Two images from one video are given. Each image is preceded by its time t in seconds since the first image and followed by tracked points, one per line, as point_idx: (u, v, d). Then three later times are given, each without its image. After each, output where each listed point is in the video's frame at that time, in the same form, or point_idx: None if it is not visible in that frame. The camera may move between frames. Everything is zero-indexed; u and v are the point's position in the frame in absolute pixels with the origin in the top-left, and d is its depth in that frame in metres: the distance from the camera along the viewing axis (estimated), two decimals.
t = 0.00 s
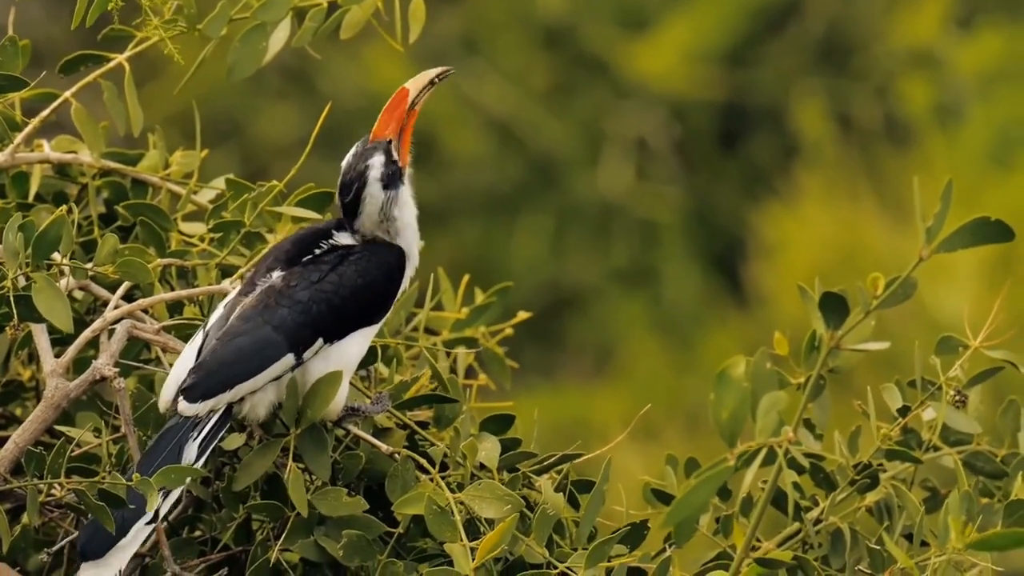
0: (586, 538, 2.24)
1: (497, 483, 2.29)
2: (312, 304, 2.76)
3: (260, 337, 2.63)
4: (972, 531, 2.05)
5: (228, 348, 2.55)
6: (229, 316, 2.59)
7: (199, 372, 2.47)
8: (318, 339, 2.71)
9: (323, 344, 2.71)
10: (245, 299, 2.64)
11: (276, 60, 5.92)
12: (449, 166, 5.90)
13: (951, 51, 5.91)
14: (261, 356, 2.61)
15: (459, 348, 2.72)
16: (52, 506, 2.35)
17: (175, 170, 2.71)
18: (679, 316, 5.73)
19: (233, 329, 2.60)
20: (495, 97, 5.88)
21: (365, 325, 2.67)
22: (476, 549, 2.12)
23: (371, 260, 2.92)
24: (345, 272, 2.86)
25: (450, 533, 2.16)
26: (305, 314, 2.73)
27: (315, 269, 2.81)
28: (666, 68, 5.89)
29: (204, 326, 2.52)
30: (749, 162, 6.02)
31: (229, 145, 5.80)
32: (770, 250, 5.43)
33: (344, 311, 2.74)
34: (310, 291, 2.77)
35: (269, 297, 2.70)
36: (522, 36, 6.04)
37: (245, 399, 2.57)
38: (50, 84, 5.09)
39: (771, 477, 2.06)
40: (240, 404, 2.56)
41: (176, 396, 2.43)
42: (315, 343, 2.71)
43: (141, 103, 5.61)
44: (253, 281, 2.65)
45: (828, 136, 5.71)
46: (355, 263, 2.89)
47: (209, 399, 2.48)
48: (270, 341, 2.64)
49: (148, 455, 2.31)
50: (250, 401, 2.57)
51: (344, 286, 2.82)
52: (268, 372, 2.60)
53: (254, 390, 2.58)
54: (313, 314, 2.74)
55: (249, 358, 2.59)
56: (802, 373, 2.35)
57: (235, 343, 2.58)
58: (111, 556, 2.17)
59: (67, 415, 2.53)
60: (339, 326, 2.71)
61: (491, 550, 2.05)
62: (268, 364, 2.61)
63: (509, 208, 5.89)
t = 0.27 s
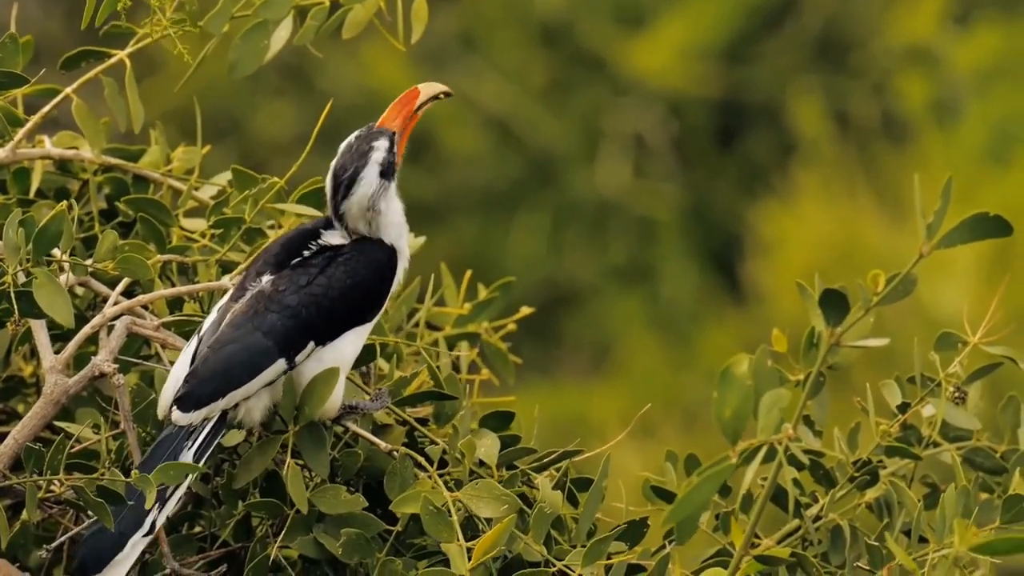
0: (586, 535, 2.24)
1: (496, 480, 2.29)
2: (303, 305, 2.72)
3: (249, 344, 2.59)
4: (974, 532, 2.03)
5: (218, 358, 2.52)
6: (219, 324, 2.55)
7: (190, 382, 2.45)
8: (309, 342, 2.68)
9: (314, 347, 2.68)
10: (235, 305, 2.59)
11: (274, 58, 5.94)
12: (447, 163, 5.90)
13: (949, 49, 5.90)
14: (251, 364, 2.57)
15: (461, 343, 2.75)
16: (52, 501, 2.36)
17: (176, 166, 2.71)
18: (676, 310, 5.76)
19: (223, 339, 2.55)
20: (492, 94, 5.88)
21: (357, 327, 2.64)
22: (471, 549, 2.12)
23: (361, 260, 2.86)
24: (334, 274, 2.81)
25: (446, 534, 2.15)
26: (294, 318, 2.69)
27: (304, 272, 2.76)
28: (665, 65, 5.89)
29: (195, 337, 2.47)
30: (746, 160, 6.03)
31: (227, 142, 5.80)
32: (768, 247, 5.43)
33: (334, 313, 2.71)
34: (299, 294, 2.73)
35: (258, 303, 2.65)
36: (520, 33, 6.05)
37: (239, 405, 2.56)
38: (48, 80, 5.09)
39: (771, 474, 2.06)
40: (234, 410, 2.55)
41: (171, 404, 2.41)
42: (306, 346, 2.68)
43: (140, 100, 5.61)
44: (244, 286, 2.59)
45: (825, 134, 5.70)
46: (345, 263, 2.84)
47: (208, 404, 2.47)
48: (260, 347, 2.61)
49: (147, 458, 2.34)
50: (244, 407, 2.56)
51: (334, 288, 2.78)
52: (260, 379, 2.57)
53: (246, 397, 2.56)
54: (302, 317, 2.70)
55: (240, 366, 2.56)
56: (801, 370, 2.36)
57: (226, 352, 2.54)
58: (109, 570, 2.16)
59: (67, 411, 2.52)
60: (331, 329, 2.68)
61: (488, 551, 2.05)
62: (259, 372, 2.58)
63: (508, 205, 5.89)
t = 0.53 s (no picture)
0: (585, 534, 2.25)
1: (496, 480, 2.29)
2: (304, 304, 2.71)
3: (249, 343, 2.58)
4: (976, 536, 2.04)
5: (218, 356, 2.51)
6: (219, 322, 2.54)
7: (190, 378, 2.45)
8: (309, 341, 2.66)
9: (314, 346, 2.66)
10: (235, 304, 2.58)
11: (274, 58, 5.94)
12: (446, 162, 5.90)
13: (947, 48, 5.89)
14: (251, 363, 2.56)
15: (465, 342, 2.75)
16: (52, 501, 2.36)
17: (178, 164, 2.70)
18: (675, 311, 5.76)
19: (222, 337, 2.54)
20: (491, 93, 5.89)
21: (357, 328, 2.63)
22: (471, 549, 2.12)
23: (362, 260, 2.85)
24: (335, 274, 2.80)
25: (445, 534, 2.15)
26: (295, 317, 2.68)
27: (305, 272, 2.75)
28: (663, 65, 5.89)
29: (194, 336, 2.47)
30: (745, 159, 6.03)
31: (226, 141, 5.80)
32: (766, 247, 5.43)
33: (335, 313, 2.69)
34: (300, 294, 2.71)
35: (259, 302, 2.63)
36: (519, 32, 6.05)
37: (237, 403, 2.55)
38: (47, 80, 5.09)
39: (769, 472, 2.05)
40: (232, 408, 2.54)
41: (170, 401, 2.42)
42: (306, 346, 2.66)
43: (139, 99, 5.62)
44: (243, 285, 2.59)
45: (824, 134, 5.70)
46: (347, 263, 2.82)
47: (210, 401, 2.47)
48: (260, 346, 2.59)
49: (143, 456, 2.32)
50: (242, 405, 2.56)
51: (335, 288, 2.76)
52: (259, 377, 2.56)
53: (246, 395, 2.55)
54: (303, 317, 2.69)
55: (240, 365, 2.55)
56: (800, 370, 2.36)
57: (225, 351, 2.53)
58: (100, 564, 2.16)
59: (68, 409, 2.53)
60: (331, 329, 2.66)
61: (485, 552, 2.06)
62: (258, 370, 2.56)
63: (507, 204, 5.89)
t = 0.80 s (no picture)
0: (585, 536, 2.25)
1: (496, 481, 2.29)
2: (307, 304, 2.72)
3: (254, 344, 2.60)
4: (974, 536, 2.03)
5: (223, 359, 2.52)
6: (223, 324, 2.55)
7: (196, 382, 2.45)
8: (313, 341, 2.67)
9: (319, 346, 2.67)
10: (238, 305, 2.60)
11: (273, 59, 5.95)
12: (445, 163, 5.91)
13: (945, 50, 5.91)
14: (256, 363, 2.58)
15: (468, 343, 2.74)
16: (52, 502, 2.36)
17: (178, 165, 2.71)
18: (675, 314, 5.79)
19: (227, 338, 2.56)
20: (490, 94, 5.89)
21: (359, 325, 2.63)
22: (472, 549, 2.12)
23: (365, 259, 2.87)
24: (337, 273, 2.82)
25: (447, 533, 2.16)
26: (300, 317, 2.70)
27: (307, 272, 2.78)
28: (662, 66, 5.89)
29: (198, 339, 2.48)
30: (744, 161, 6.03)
31: (225, 143, 5.81)
32: (764, 249, 5.44)
33: (338, 310, 2.71)
34: (303, 294, 2.74)
35: (262, 303, 2.65)
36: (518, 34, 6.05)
37: (243, 405, 2.55)
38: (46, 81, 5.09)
39: (768, 472, 2.07)
40: (238, 409, 2.55)
41: (176, 405, 2.40)
42: (312, 346, 2.68)
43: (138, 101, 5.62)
44: (245, 286, 2.61)
45: (822, 136, 5.72)
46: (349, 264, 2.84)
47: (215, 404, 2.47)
48: (265, 346, 2.61)
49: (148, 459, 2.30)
50: (248, 407, 2.56)
51: (338, 287, 2.78)
52: (265, 378, 2.57)
53: (252, 397, 2.55)
54: (308, 316, 2.71)
55: (245, 366, 2.56)
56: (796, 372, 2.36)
57: (230, 353, 2.54)
58: (115, 570, 2.13)
59: (69, 410, 2.53)
60: (335, 327, 2.67)
61: (485, 551, 2.06)
62: (264, 372, 2.57)
63: (505, 205, 5.90)
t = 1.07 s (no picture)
0: (584, 538, 2.25)
1: (495, 484, 2.29)
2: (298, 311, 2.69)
3: (243, 355, 2.56)
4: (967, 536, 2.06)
5: (214, 369, 2.49)
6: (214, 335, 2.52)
7: (188, 392, 2.44)
8: (304, 351, 2.65)
9: (309, 356, 2.65)
10: (229, 316, 2.55)
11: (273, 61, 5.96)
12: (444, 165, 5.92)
13: (944, 52, 5.92)
14: (245, 374, 2.55)
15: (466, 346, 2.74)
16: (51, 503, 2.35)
17: (178, 167, 2.73)
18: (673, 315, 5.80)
19: (218, 349, 2.53)
20: (490, 96, 5.90)
21: (353, 335, 2.62)
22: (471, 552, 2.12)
23: (356, 268, 2.81)
24: (329, 283, 2.77)
25: (445, 538, 2.16)
26: (290, 327, 2.66)
27: (298, 282, 2.71)
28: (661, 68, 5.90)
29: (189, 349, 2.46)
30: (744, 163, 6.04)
31: (225, 144, 5.82)
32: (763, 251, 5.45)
33: (330, 320, 2.68)
34: (293, 304, 2.69)
35: (252, 313, 2.61)
36: (518, 36, 6.06)
37: (235, 415, 2.53)
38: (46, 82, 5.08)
39: (766, 476, 2.07)
40: (230, 419, 2.52)
41: (168, 415, 2.40)
42: (302, 356, 2.65)
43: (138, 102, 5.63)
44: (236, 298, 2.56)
45: (821, 137, 5.72)
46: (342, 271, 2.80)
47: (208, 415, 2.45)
48: (254, 357, 2.58)
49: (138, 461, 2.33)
50: (240, 416, 2.54)
51: (331, 296, 2.74)
52: (256, 389, 2.54)
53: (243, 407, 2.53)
54: (298, 326, 2.67)
55: (235, 377, 2.53)
56: (794, 374, 2.36)
57: (221, 364, 2.51)
58: None
59: (69, 413, 2.54)
60: (327, 337, 2.64)
61: (484, 555, 2.06)
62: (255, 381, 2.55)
63: (505, 207, 5.91)
